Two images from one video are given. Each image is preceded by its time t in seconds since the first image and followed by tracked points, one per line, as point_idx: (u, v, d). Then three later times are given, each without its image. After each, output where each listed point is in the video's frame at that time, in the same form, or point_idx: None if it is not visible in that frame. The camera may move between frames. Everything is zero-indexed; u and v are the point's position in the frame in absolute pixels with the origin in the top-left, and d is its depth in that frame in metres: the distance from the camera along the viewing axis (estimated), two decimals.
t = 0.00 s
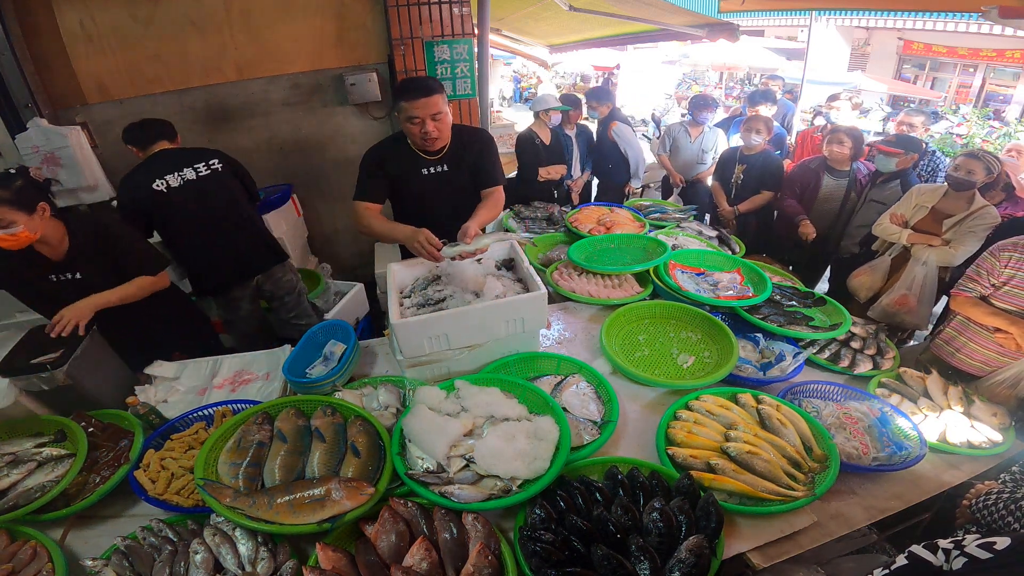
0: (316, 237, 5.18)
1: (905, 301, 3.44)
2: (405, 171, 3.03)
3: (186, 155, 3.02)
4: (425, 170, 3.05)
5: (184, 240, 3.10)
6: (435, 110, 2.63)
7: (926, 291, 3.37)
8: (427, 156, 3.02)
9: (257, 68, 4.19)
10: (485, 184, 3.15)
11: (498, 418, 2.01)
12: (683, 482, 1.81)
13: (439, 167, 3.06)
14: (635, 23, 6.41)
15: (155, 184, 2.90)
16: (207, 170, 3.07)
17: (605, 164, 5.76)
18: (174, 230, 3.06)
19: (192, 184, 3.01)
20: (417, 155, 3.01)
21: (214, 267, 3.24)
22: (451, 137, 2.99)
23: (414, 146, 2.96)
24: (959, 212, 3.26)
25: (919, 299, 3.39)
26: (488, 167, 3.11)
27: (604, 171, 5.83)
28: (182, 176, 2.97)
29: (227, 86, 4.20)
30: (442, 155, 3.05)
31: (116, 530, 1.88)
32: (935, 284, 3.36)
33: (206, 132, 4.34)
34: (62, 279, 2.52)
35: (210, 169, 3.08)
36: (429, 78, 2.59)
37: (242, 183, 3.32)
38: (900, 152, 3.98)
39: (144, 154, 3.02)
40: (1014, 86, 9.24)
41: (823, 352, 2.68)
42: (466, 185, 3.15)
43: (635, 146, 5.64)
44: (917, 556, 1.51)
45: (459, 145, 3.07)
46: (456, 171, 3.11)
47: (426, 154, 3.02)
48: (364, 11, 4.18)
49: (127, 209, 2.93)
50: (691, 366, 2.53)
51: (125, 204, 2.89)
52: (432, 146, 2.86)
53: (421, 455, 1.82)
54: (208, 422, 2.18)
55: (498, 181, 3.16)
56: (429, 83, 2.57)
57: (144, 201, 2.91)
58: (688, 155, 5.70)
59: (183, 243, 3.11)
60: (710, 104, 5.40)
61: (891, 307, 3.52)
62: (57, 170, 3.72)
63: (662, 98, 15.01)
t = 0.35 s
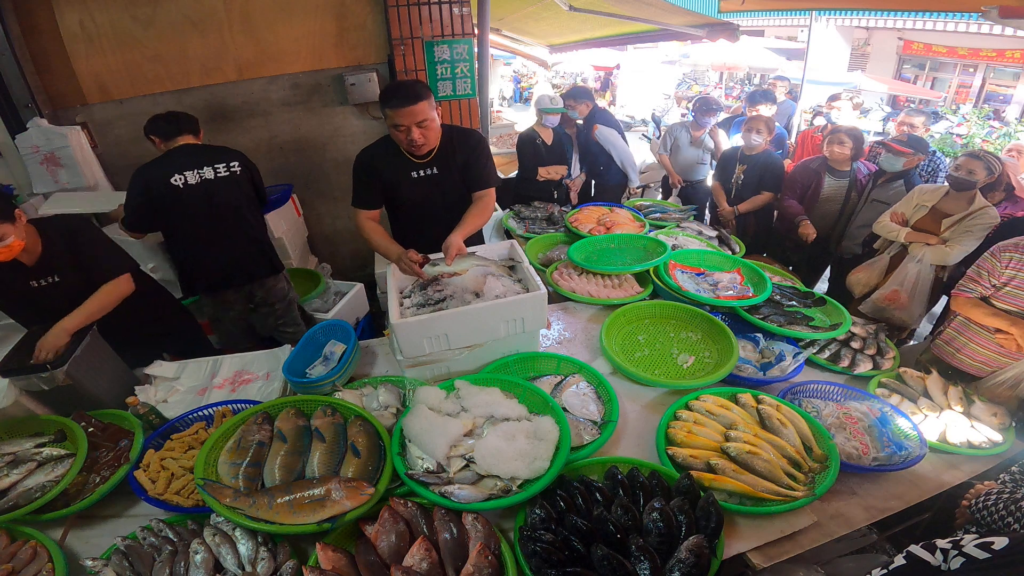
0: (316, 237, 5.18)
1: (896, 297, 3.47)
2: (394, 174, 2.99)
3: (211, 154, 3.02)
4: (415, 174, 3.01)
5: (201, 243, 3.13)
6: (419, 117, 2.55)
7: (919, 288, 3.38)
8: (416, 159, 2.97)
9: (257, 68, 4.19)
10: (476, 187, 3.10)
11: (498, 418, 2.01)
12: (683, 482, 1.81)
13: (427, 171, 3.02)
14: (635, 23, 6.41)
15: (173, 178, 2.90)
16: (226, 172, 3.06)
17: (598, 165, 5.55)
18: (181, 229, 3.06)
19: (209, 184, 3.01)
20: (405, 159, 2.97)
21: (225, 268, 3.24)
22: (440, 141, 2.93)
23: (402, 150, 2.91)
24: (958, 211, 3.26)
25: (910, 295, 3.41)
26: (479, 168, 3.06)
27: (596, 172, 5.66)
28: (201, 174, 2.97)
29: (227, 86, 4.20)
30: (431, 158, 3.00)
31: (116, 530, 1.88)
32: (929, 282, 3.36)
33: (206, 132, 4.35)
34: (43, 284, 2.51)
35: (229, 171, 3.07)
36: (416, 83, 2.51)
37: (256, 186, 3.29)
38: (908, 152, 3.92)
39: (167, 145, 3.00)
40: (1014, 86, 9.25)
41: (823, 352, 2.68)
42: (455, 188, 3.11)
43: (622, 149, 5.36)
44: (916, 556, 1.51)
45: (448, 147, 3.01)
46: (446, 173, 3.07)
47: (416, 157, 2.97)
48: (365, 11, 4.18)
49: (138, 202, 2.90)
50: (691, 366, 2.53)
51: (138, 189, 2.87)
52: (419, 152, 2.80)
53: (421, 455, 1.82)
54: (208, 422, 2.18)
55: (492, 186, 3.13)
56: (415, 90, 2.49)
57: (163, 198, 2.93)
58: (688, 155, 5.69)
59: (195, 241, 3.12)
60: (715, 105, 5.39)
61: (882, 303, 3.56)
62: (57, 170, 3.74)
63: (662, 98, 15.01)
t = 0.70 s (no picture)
0: (316, 237, 5.18)
1: (899, 297, 3.45)
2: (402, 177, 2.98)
3: (186, 159, 2.98)
4: (423, 177, 3.01)
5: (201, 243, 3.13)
6: (433, 134, 2.52)
7: (923, 287, 3.36)
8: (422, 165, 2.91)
9: (257, 68, 4.19)
10: (486, 187, 3.15)
11: (498, 418, 2.01)
12: (683, 482, 1.81)
13: (436, 175, 3.02)
14: (635, 23, 6.41)
15: (153, 185, 2.84)
16: (206, 174, 3.05)
17: (595, 168, 5.54)
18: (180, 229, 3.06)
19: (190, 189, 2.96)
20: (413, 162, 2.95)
21: (209, 270, 3.18)
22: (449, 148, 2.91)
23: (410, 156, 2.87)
24: (960, 212, 3.27)
25: (914, 295, 3.39)
26: (489, 170, 3.10)
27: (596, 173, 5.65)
28: (181, 179, 2.92)
29: (227, 86, 4.21)
30: (439, 163, 2.99)
31: (116, 530, 1.88)
32: (933, 281, 3.33)
33: (206, 132, 4.35)
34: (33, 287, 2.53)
35: (209, 174, 3.06)
36: (431, 97, 2.46)
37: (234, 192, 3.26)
38: (911, 154, 3.89)
39: (138, 153, 2.92)
40: (1014, 86, 9.26)
41: (823, 352, 2.68)
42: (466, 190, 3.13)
43: (617, 151, 5.35)
44: (915, 556, 1.51)
45: (455, 152, 3.02)
46: (455, 177, 3.07)
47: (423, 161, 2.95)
48: (365, 11, 4.18)
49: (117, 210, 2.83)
50: (691, 367, 2.53)
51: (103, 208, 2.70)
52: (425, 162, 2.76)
53: (421, 455, 1.82)
54: (208, 422, 2.18)
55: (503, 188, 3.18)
56: (431, 105, 2.45)
57: (140, 206, 2.83)
58: (688, 155, 5.69)
59: (176, 246, 3.04)
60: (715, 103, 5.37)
61: (885, 303, 3.54)
62: (57, 170, 3.73)
63: (661, 98, 15.00)
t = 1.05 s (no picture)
0: (317, 237, 5.18)
1: (906, 299, 3.41)
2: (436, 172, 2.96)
3: (136, 165, 2.91)
4: (458, 171, 2.98)
5: (200, 243, 3.12)
6: (477, 129, 2.54)
7: (929, 288, 3.35)
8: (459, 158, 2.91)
9: (257, 68, 4.19)
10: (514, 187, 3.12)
11: (498, 418, 2.01)
12: (683, 482, 1.81)
13: (470, 170, 2.99)
14: (635, 23, 6.41)
15: (108, 194, 2.75)
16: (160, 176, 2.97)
17: (596, 169, 5.52)
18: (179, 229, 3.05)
19: (144, 190, 2.85)
20: (449, 156, 2.93)
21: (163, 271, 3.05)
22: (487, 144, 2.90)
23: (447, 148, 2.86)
24: (963, 212, 3.27)
25: (921, 297, 3.36)
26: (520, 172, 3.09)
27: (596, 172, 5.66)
28: (136, 182, 2.83)
29: (227, 86, 4.21)
30: (476, 159, 2.97)
31: (116, 530, 1.88)
32: (938, 282, 3.34)
33: (206, 132, 4.35)
34: (32, 287, 2.53)
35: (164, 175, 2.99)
36: (479, 92, 2.47)
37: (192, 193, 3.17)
38: (908, 154, 3.91)
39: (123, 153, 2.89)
40: (1014, 86, 9.27)
41: (823, 352, 2.68)
42: (495, 189, 3.09)
43: (618, 151, 5.35)
44: (916, 557, 1.51)
45: (492, 148, 3.00)
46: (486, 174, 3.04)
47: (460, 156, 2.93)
48: (365, 11, 4.18)
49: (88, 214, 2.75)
50: (691, 366, 2.53)
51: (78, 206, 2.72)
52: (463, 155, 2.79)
53: (421, 455, 1.82)
54: (207, 422, 2.18)
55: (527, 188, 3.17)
56: (482, 102, 2.47)
57: (95, 215, 2.74)
58: (689, 154, 5.69)
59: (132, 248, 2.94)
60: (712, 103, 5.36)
61: (891, 305, 3.49)
62: (58, 170, 3.73)
63: (662, 98, 15.00)
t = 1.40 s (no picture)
0: (317, 237, 5.18)
1: (908, 300, 3.38)
2: (461, 162, 3.00)
3: (132, 167, 2.89)
4: (480, 164, 3.00)
5: (199, 243, 3.12)
6: (506, 126, 2.57)
7: (930, 289, 3.32)
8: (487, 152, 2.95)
9: (257, 68, 4.19)
10: (532, 190, 3.11)
11: (498, 418, 2.01)
12: (683, 482, 1.81)
13: (492, 166, 2.99)
14: (635, 23, 6.41)
15: (105, 194, 2.70)
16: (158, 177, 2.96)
17: (596, 169, 5.51)
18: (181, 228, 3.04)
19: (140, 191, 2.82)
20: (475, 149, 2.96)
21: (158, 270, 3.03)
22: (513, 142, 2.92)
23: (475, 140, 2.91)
24: (965, 213, 3.27)
25: (922, 298, 3.34)
26: (541, 175, 3.06)
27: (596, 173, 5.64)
28: (135, 182, 2.81)
29: (228, 86, 4.21)
30: (502, 155, 2.97)
31: (116, 530, 1.88)
32: (939, 282, 3.32)
33: (206, 132, 4.35)
34: (44, 283, 2.43)
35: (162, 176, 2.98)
36: (515, 90, 2.50)
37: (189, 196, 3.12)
38: (909, 152, 3.88)
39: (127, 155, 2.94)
40: (1014, 86, 9.27)
41: (823, 352, 2.68)
42: (514, 189, 3.10)
43: (618, 152, 5.34)
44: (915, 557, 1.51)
45: (519, 147, 3.00)
46: (507, 173, 3.04)
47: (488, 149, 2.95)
48: (365, 11, 4.17)
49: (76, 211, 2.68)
50: (691, 366, 2.53)
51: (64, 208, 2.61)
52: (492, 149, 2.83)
53: (421, 455, 1.82)
54: (208, 422, 2.18)
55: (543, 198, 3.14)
56: (515, 101, 2.50)
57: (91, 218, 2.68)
58: (688, 154, 5.69)
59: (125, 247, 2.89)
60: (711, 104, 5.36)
61: (893, 306, 3.46)
62: (57, 169, 3.73)
63: (661, 98, 14.99)
